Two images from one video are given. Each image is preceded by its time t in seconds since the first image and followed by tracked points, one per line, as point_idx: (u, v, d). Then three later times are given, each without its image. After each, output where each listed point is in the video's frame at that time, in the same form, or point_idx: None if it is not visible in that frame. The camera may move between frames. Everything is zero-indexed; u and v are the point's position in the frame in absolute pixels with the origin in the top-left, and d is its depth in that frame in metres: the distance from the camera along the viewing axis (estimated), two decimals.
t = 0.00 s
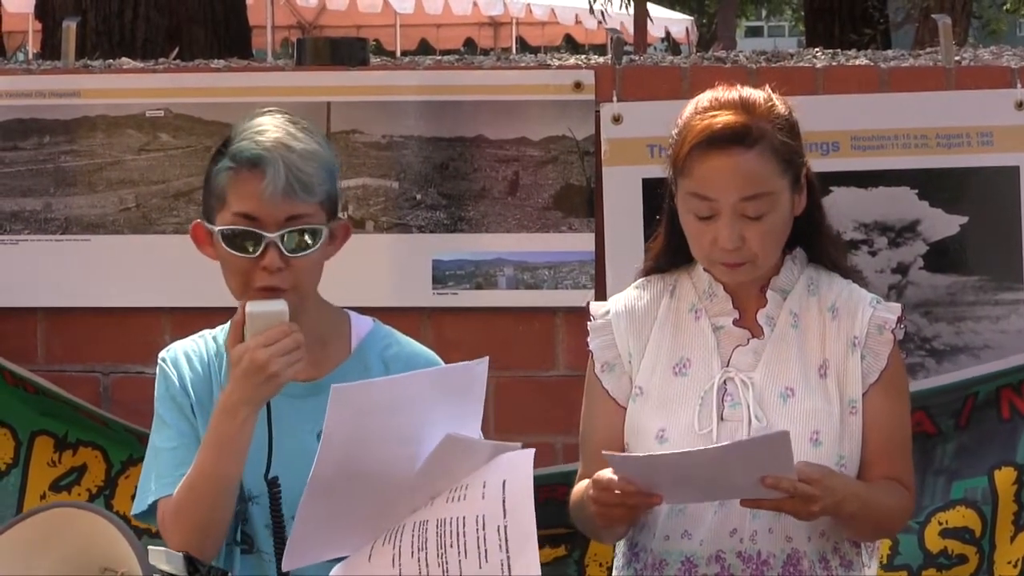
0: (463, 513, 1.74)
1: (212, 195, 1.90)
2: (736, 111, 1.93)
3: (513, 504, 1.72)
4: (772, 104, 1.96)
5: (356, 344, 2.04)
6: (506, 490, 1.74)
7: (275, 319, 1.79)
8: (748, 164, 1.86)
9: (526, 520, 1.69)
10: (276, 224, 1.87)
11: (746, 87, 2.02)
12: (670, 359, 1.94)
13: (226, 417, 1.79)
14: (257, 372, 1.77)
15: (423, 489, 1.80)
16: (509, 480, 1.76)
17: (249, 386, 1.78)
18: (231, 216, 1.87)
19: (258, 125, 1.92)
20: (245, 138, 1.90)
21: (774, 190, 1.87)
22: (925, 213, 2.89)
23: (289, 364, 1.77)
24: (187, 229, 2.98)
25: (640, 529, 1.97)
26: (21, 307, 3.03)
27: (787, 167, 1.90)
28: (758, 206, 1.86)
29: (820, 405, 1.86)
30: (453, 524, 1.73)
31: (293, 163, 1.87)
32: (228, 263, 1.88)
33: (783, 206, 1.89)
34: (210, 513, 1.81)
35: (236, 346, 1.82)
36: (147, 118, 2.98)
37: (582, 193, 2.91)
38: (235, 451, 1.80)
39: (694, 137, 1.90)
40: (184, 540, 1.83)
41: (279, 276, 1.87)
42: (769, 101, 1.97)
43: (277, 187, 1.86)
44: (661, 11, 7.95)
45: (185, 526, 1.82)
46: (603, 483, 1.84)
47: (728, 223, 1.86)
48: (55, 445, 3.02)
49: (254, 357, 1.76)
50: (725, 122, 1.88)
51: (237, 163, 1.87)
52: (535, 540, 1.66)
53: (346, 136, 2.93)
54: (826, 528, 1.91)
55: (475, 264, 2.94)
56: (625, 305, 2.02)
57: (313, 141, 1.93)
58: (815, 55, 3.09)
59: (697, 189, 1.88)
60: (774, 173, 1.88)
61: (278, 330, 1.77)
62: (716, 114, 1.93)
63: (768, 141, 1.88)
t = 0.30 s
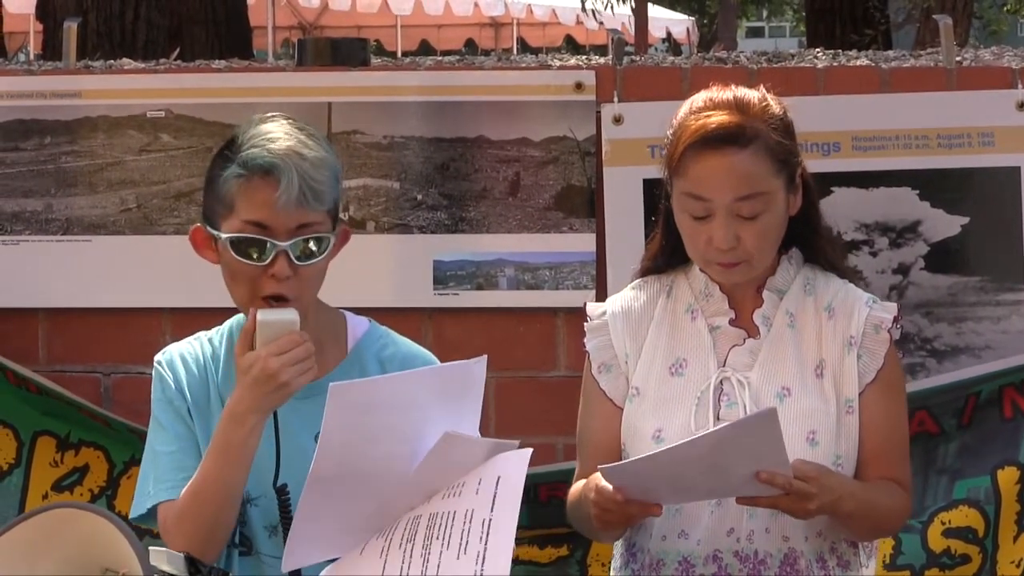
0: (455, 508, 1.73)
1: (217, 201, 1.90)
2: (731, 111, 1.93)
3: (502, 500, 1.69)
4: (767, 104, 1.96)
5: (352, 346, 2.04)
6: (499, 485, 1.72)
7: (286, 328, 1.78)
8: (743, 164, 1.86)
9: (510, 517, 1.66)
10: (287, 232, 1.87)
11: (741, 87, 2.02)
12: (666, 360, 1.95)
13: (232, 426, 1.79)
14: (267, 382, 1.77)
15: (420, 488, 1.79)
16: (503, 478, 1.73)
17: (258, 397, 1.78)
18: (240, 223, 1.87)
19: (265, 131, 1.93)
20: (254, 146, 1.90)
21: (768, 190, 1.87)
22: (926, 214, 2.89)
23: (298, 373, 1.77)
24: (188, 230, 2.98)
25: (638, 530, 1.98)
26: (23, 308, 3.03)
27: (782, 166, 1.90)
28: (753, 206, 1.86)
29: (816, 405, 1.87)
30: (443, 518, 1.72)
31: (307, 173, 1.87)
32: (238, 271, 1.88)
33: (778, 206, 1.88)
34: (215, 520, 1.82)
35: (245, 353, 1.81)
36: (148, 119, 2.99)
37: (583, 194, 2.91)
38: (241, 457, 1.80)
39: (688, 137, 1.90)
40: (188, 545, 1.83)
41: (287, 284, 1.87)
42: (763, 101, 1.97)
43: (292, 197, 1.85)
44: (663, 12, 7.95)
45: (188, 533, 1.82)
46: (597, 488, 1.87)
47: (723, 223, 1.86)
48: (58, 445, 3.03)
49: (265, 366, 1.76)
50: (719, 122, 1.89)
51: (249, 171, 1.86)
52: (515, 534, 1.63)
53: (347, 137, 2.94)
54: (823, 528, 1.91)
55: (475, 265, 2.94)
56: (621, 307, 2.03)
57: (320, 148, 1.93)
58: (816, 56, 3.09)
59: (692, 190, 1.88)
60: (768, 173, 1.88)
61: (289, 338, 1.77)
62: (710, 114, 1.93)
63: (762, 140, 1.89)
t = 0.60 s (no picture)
0: (451, 502, 1.73)
1: (217, 200, 1.90)
2: (729, 111, 1.93)
3: (496, 490, 1.69)
4: (764, 104, 1.96)
5: (352, 346, 2.04)
6: (495, 477, 1.71)
7: (286, 329, 1.80)
8: (742, 164, 1.86)
9: (502, 505, 1.66)
10: (287, 232, 1.87)
11: (739, 87, 2.02)
12: (665, 361, 1.95)
13: (231, 427, 1.79)
14: (266, 383, 1.77)
15: (421, 488, 1.79)
16: (498, 470, 1.72)
17: (259, 394, 1.78)
18: (240, 222, 1.87)
19: (265, 130, 1.93)
20: (254, 144, 1.89)
21: (767, 190, 1.87)
22: (929, 214, 2.88)
23: (298, 373, 1.77)
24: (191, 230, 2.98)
25: (638, 531, 1.99)
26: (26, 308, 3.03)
27: (781, 166, 1.90)
28: (752, 206, 1.86)
29: (815, 405, 1.87)
30: (440, 513, 1.73)
31: (306, 171, 1.87)
32: (237, 269, 1.88)
33: (777, 205, 1.88)
34: (213, 520, 1.81)
35: (245, 354, 1.81)
36: (151, 120, 2.98)
37: (586, 194, 2.91)
38: (241, 459, 1.80)
39: (687, 137, 1.90)
40: (184, 547, 1.83)
41: (287, 283, 1.87)
42: (761, 101, 1.97)
43: (292, 194, 1.85)
44: (666, 12, 7.94)
45: (184, 534, 1.82)
46: (586, 492, 1.90)
47: (721, 223, 1.86)
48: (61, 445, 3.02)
49: (264, 367, 1.77)
50: (717, 122, 1.89)
51: (249, 170, 1.86)
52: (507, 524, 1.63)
53: (350, 137, 2.94)
54: (823, 528, 1.91)
55: (478, 265, 2.94)
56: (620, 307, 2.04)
57: (320, 147, 1.92)
58: (819, 56, 3.09)
59: (691, 190, 1.88)
60: (767, 172, 1.88)
61: (290, 339, 1.78)
62: (709, 114, 1.93)
63: (761, 140, 1.89)
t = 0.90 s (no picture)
0: (456, 505, 1.73)
1: (218, 203, 1.90)
2: (733, 113, 1.93)
3: (501, 494, 1.70)
4: (769, 106, 1.96)
5: (354, 347, 2.04)
6: (499, 481, 1.73)
7: (289, 333, 1.79)
8: (747, 167, 1.86)
9: (510, 512, 1.67)
10: (286, 236, 1.87)
11: (743, 88, 2.02)
12: (668, 363, 1.95)
13: (233, 432, 1.79)
14: (270, 386, 1.76)
15: (422, 486, 1.79)
16: (502, 473, 1.74)
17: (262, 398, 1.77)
18: (240, 225, 1.87)
19: (268, 133, 1.93)
20: (255, 148, 1.90)
21: (772, 193, 1.87)
22: (935, 214, 2.88)
23: (300, 377, 1.77)
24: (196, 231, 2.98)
25: (642, 532, 1.99)
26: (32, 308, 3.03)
27: (785, 169, 1.90)
28: (757, 208, 1.86)
29: (819, 407, 1.87)
30: (444, 515, 1.72)
31: (306, 175, 1.87)
32: (236, 273, 1.87)
33: (782, 208, 1.88)
34: (216, 522, 1.82)
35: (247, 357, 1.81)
36: (157, 120, 2.98)
37: (592, 195, 2.91)
38: (242, 461, 1.80)
39: (692, 139, 1.90)
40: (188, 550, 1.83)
41: (287, 287, 1.87)
42: (765, 103, 1.97)
43: (292, 199, 1.85)
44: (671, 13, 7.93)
45: (188, 536, 1.83)
46: (585, 484, 1.92)
47: (726, 225, 1.86)
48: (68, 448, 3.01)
49: (267, 370, 1.76)
50: (722, 125, 1.88)
51: (249, 174, 1.86)
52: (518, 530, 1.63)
53: (356, 137, 2.94)
54: (826, 530, 1.91)
55: (484, 265, 2.94)
56: (623, 308, 2.04)
57: (322, 152, 1.93)
58: (825, 56, 3.09)
59: (696, 193, 1.87)
60: (771, 175, 1.87)
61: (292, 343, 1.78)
62: (713, 117, 1.93)
63: (766, 142, 1.88)
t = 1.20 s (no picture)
0: (462, 509, 1.72)
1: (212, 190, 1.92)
2: (738, 114, 1.92)
3: (509, 500, 1.69)
4: (774, 107, 1.96)
5: (360, 349, 2.04)
6: (506, 486, 1.72)
7: (281, 326, 1.79)
8: (751, 168, 1.86)
9: (516, 520, 1.65)
10: (274, 219, 1.87)
11: (748, 90, 2.02)
12: (673, 364, 1.95)
13: (227, 426, 1.79)
14: (261, 381, 1.77)
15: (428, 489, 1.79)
16: (510, 479, 1.74)
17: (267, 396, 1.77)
18: (230, 210, 1.88)
19: (263, 121, 1.94)
20: (249, 133, 1.91)
21: (777, 194, 1.87)
22: (939, 216, 2.88)
23: (291, 371, 1.77)
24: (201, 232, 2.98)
25: (646, 533, 1.99)
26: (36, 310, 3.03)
27: (790, 169, 1.89)
28: (761, 209, 1.86)
29: (824, 408, 1.87)
30: (449, 518, 1.72)
31: (293, 158, 1.87)
32: (225, 258, 1.87)
33: (787, 209, 1.88)
34: (215, 521, 1.81)
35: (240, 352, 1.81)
36: (161, 122, 2.98)
37: (596, 196, 2.91)
38: (237, 458, 1.80)
39: (697, 140, 1.89)
40: (188, 547, 1.82)
41: (275, 273, 1.86)
42: (770, 103, 1.97)
43: (276, 179, 1.86)
44: (674, 14, 7.96)
45: (188, 535, 1.82)
46: (590, 478, 1.90)
47: (731, 227, 1.86)
48: (73, 449, 3.02)
49: (259, 365, 1.76)
50: (727, 126, 1.88)
51: (239, 158, 1.88)
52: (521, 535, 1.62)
53: (360, 139, 2.94)
54: (830, 532, 1.91)
55: (489, 267, 2.93)
56: (629, 309, 2.04)
57: (316, 139, 1.93)
58: (830, 58, 3.09)
59: (700, 194, 1.87)
60: (776, 176, 1.87)
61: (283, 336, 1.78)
62: (719, 118, 1.92)
63: (771, 144, 1.88)
